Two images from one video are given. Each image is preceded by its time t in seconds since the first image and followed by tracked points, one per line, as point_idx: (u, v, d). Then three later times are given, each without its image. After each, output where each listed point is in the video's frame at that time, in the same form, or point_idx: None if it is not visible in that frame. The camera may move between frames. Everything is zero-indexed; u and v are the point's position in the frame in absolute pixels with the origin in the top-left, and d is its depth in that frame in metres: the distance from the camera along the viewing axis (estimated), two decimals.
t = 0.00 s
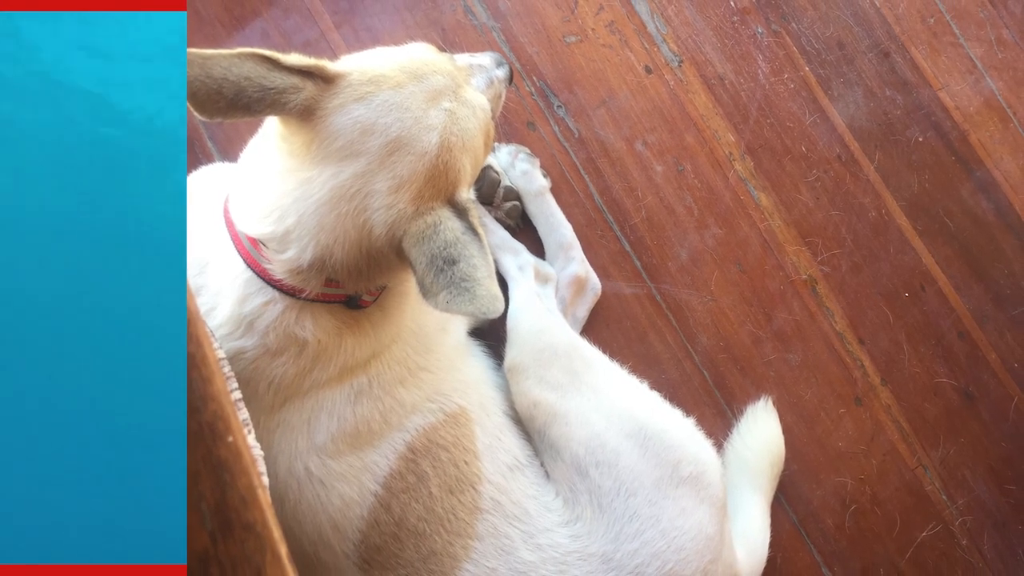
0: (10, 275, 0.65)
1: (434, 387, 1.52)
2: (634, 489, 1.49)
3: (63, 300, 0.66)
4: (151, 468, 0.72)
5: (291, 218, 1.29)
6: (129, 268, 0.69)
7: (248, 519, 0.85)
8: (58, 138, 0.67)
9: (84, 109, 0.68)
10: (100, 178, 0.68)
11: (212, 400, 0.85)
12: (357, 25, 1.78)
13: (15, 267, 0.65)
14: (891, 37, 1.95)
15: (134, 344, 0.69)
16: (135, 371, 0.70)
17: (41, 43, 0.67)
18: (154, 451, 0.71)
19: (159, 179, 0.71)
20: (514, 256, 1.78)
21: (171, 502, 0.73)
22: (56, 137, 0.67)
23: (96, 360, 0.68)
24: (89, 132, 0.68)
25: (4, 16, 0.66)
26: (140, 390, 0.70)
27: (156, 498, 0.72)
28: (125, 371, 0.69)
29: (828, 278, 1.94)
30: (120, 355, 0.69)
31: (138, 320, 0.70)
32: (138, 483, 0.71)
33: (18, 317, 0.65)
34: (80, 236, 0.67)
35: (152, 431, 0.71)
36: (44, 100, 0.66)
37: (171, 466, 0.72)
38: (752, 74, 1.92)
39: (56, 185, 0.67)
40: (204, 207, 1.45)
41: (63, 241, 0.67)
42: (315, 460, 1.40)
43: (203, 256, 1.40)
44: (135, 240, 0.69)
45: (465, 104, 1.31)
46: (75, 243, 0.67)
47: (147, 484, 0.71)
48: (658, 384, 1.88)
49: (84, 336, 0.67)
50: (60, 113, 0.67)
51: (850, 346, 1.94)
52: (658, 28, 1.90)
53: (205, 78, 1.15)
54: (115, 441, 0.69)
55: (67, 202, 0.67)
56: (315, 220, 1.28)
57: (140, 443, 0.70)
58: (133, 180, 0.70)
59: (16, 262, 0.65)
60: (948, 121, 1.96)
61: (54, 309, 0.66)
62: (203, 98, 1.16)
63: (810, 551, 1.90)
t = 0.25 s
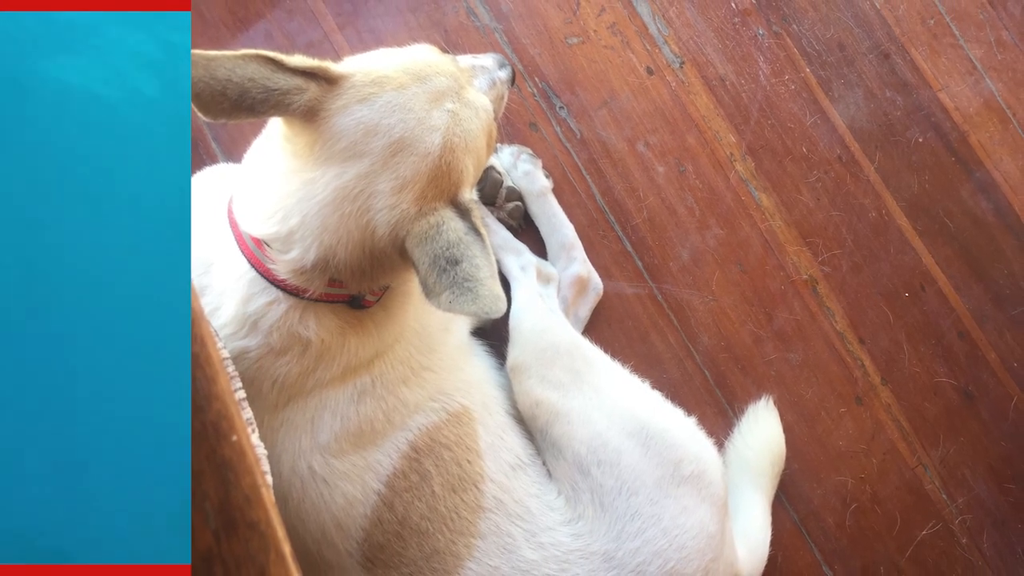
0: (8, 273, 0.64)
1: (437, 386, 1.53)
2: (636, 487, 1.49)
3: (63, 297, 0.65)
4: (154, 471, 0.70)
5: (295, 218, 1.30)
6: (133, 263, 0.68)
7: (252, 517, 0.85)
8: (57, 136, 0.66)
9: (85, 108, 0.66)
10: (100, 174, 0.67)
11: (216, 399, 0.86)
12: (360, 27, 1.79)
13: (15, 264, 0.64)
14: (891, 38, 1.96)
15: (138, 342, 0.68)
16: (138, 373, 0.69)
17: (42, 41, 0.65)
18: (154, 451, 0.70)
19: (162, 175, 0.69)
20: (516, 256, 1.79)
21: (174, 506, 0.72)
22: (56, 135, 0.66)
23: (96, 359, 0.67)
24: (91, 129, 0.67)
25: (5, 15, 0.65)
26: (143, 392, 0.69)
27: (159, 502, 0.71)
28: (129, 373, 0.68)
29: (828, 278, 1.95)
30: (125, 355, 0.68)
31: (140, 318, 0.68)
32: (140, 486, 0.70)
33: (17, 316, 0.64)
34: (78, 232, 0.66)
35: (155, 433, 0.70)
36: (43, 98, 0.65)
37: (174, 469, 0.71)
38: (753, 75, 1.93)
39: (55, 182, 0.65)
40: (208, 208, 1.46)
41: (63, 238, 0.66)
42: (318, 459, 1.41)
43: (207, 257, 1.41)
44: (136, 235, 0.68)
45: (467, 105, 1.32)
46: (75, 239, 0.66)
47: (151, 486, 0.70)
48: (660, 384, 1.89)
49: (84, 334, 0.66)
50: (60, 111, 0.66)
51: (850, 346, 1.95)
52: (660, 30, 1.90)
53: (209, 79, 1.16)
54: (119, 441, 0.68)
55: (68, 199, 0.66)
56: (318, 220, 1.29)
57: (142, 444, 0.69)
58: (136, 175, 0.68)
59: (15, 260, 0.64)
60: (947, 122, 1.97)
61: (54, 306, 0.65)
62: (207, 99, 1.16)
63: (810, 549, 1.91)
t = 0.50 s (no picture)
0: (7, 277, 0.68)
1: (440, 386, 1.53)
2: (637, 486, 1.50)
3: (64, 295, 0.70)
4: (153, 456, 0.76)
5: (299, 219, 1.31)
6: (139, 262, 0.73)
7: (256, 516, 0.86)
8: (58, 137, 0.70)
9: (87, 111, 0.71)
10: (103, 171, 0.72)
11: (220, 398, 0.86)
12: (364, 28, 1.80)
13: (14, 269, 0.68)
14: (891, 39, 1.97)
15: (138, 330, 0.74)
16: (141, 364, 0.74)
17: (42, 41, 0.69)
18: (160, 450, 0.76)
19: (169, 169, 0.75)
20: (519, 257, 1.80)
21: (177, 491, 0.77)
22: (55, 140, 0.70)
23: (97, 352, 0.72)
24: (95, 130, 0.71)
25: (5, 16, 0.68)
26: (145, 383, 0.75)
27: (161, 488, 0.76)
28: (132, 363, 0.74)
29: (829, 278, 1.95)
30: (127, 345, 0.73)
31: (139, 309, 0.73)
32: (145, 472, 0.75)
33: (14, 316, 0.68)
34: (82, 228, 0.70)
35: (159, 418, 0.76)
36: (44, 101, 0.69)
37: (177, 455, 0.77)
38: (754, 76, 1.94)
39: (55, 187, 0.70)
40: (213, 209, 1.46)
41: (64, 240, 0.70)
42: (322, 458, 1.42)
43: (212, 257, 1.42)
44: (141, 229, 0.73)
45: (470, 106, 1.33)
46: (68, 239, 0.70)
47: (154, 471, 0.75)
48: (661, 383, 1.90)
49: (86, 326, 0.71)
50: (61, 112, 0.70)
51: (850, 346, 1.96)
52: (661, 31, 1.91)
53: (213, 80, 1.17)
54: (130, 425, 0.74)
55: (67, 202, 0.70)
56: (322, 221, 1.30)
57: (141, 433, 0.74)
58: (136, 173, 0.73)
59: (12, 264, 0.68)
60: (947, 123, 1.98)
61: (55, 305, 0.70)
62: (211, 101, 1.17)
63: (811, 548, 1.92)
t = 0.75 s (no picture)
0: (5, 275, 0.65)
1: (443, 385, 1.54)
2: (639, 485, 1.51)
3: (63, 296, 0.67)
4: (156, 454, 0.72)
5: (302, 219, 1.32)
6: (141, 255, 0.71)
7: (260, 514, 0.87)
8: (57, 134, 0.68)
9: (89, 108, 0.70)
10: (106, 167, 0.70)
11: (225, 398, 0.87)
12: (367, 30, 1.81)
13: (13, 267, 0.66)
14: (891, 41, 1.98)
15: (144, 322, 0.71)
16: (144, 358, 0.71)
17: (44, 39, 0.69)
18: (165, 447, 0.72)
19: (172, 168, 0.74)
20: (521, 257, 1.81)
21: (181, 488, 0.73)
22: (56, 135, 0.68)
23: (99, 351, 0.69)
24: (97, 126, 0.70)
25: (5, 15, 0.68)
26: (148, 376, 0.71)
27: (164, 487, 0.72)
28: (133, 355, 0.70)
29: (829, 278, 1.96)
30: (132, 338, 0.70)
31: (145, 303, 0.71)
32: (148, 472, 0.71)
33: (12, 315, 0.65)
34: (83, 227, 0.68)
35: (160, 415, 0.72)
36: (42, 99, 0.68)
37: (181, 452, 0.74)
38: (755, 77, 1.95)
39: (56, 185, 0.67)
40: (217, 210, 1.47)
41: (65, 237, 0.67)
42: (325, 457, 1.43)
43: (216, 257, 1.43)
44: (142, 226, 0.71)
45: (472, 108, 1.34)
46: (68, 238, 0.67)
47: (160, 469, 0.71)
48: (663, 383, 1.90)
49: (89, 325, 0.69)
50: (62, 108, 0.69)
51: (851, 345, 1.97)
52: (662, 33, 1.92)
53: (218, 81, 1.17)
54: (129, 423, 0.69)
55: (68, 199, 0.68)
56: (326, 221, 1.31)
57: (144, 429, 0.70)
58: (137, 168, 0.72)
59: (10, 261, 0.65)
60: (947, 124, 1.99)
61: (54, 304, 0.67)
62: (215, 102, 1.18)
63: (811, 546, 1.93)
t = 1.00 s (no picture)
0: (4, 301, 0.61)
1: (446, 385, 1.55)
2: (640, 484, 1.52)
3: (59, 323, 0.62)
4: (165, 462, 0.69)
5: (305, 220, 1.32)
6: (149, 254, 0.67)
7: (264, 513, 0.87)
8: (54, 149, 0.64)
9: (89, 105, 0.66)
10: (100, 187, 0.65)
11: (229, 397, 0.87)
12: (370, 31, 1.81)
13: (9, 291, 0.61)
14: (891, 42, 1.99)
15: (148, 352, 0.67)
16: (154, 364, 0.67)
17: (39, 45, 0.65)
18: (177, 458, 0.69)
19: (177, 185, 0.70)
20: (523, 257, 1.82)
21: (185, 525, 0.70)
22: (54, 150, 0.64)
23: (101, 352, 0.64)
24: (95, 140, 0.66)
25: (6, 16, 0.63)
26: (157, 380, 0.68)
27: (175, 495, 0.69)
28: (136, 390, 0.66)
29: (830, 278, 1.97)
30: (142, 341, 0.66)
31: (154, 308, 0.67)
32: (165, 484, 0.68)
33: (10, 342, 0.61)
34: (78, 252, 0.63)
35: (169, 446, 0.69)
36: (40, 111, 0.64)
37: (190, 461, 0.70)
38: (756, 78, 1.95)
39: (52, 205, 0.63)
40: (221, 210, 1.48)
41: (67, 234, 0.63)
42: (329, 456, 1.44)
43: (220, 257, 1.44)
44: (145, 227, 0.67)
45: (476, 108, 1.34)
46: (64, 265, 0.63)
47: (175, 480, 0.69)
48: (664, 382, 1.91)
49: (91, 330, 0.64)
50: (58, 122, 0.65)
51: (851, 345, 1.97)
52: (664, 34, 1.93)
53: (221, 83, 1.18)
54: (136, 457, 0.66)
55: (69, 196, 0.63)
56: (329, 222, 1.31)
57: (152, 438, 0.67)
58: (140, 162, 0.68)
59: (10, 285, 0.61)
60: (946, 125, 1.99)
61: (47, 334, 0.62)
62: (219, 103, 1.19)
63: (812, 545, 1.93)
